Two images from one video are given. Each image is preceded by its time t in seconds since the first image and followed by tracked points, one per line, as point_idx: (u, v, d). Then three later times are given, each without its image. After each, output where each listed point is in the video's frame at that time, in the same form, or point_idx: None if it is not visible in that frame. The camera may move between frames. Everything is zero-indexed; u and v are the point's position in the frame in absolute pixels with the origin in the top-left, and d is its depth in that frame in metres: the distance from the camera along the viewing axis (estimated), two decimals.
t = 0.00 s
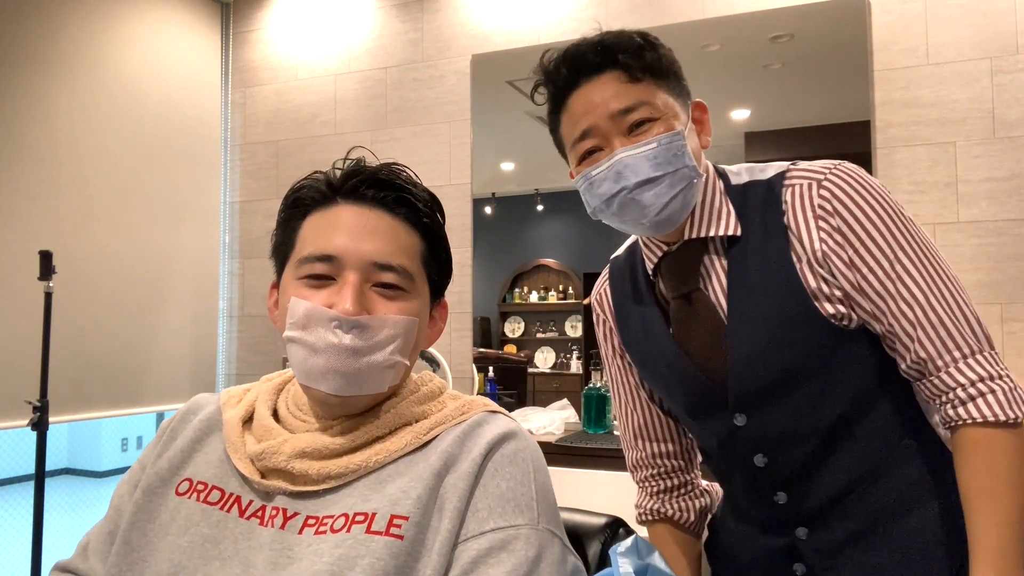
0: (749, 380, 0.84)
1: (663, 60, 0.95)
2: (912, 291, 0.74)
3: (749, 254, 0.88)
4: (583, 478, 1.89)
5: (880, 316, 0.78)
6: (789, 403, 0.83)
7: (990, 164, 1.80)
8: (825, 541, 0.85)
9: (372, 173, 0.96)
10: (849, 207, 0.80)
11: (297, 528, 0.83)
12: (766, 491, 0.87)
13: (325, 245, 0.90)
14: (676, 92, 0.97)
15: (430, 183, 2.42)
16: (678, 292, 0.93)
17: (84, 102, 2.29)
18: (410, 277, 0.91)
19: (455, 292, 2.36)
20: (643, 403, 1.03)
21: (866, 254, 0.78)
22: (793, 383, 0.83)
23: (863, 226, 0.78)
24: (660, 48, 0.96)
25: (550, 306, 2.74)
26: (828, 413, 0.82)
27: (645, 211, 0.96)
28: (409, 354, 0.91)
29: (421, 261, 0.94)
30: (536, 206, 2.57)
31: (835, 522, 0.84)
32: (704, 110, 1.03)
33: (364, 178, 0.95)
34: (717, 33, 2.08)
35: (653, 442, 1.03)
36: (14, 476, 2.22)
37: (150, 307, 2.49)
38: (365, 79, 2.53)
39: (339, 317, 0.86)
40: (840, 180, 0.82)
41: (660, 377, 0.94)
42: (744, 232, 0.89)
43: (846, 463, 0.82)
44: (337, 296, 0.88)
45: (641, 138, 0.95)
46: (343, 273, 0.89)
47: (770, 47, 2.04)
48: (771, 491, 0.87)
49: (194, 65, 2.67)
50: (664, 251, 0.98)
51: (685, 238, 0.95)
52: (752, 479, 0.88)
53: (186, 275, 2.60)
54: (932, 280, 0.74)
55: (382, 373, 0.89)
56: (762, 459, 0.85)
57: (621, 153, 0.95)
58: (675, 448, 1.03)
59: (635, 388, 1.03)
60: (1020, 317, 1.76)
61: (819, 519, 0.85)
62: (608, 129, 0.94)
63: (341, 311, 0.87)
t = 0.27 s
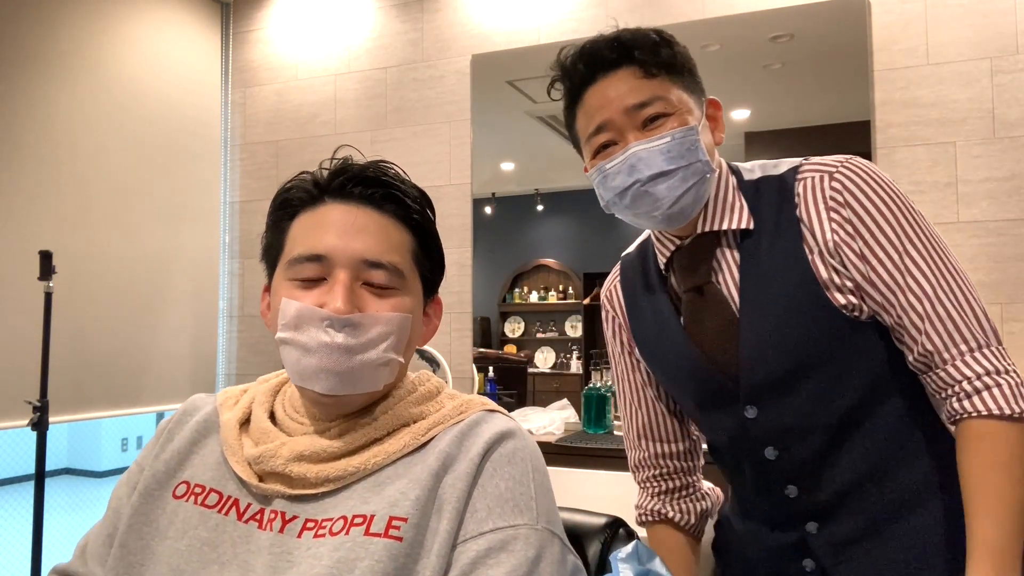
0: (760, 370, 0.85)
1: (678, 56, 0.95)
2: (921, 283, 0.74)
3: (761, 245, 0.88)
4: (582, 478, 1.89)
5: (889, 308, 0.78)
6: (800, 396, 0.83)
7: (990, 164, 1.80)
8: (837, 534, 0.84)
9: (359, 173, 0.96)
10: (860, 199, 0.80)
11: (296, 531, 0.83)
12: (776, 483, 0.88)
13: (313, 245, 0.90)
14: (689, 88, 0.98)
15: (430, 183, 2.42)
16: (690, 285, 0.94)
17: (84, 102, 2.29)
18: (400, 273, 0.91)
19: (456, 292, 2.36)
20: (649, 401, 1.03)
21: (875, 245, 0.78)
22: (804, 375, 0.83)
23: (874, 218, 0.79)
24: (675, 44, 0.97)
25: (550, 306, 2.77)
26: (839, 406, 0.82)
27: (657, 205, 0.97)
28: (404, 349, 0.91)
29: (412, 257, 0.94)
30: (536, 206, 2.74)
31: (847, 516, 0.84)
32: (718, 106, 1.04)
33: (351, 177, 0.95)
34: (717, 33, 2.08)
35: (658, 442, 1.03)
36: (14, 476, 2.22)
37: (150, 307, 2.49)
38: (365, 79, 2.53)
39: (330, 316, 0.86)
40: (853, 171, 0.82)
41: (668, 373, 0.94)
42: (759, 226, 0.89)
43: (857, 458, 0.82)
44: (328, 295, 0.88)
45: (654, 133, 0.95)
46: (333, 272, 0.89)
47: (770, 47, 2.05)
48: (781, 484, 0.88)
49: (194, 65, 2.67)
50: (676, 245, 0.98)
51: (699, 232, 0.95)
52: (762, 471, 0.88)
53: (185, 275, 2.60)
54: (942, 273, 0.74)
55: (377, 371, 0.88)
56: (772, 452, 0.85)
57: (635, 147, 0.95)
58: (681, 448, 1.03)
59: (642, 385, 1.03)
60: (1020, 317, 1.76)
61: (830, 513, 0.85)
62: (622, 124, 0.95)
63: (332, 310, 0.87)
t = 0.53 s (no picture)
0: (769, 360, 0.85)
1: (695, 56, 0.99)
2: (931, 280, 0.75)
3: (775, 238, 0.88)
4: (582, 478, 1.89)
5: (899, 304, 0.78)
6: (811, 387, 0.83)
7: (989, 164, 1.80)
8: (844, 529, 0.84)
9: (351, 169, 0.96)
10: (872, 196, 0.81)
11: (296, 533, 0.83)
12: (784, 476, 0.87)
13: (306, 239, 0.90)
14: (706, 86, 1.01)
15: (430, 183, 2.41)
16: (702, 278, 0.94)
17: (84, 103, 2.29)
18: (394, 263, 0.91)
19: (456, 292, 2.36)
20: (662, 397, 1.03)
21: (887, 242, 0.79)
22: (813, 367, 0.83)
23: (887, 214, 0.79)
24: (690, 44, 1.00)
25: (550, 306, 2.76)
26: (849, 397, 0.82)
27: (672, 198, 0.98)
28: (399, 339, 0.91)
29: (404, 248, 0.94)
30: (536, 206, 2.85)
31: (853, 510, 0.84)
32: (732, 106, 1.07)
33: (343, 173, 0.96)
34: (717, 33, 2.08)
35: (671, 438, 1.03)
36: (14, 476, 2.22)
37: (150, 307, 2.49)
38: (365, 79, 2.52)
39: (322, 304, 0.87)
40: (866, 169, 0.83)
41: (679, 366, 0.94)
42: (772, 221, 0.89)
43: (867, 451, 0.82)
44: (320, 285, 0.88)
45: (669, 127, 0.98)
46: (325, 263, 0.90)
47: (770, 47, 2.04)
48: (788, 477, 0.87)
49: (194, 65, 2.67)
50: (690, 240, 0.99)
51: (712, 226, 0.95)
52: (769, 464, 0.88)
53: (185, 275, 2.60)
54: (953, 270, 0.75)
55: (373, 359, 0.88)
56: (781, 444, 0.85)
57: (650, 141, 0.97)
58: (694, 445, 1.02)
59: (656, 380, 1.03)
60: (1020, 317, 1.76)
61: (837, 508, 0.85)
62: (638, 119, 0.98)
63: (324, 299, 0.87)
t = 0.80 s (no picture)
0: (774, 346, 0.85)
1: (718, 48, 1.00)
2: (940, 273, 0.75)
3: (785, 229, 0.88)
4: (583, 479, 1.89)
5: (907, 296, 0.78)
6: (813, 374, 0.83)
7: (989, 164, 1.80)
8: (837, 520, 0.84)
9: (354, 167, 0.96)
10: (885, 188, 0.81)
11: (297, 533, 0.83)
12: (781, 463, 0.87)
13: (311, 234, 0.90)
14: (726, 77, 1.01)
15: (430, 183, 2.41)
16: (711, 264, 0.93)
17: (84, 102, 2.29)
18: (397, 258, 0.91)
19: (456, 292, 2.36)
20: (668, 387, 1.03)
21: (897, 233, 0.79)
22: (817, 354, 0.83)
23: (900, 207, 0.79)
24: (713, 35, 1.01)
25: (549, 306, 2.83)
26: (853, 383, 0.81)
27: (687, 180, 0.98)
28: (402, 334, 0.90)
29: (407, 245, 0.94)
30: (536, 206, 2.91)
31: (848, 502, 0.83)
32: (752, 98, 1.06)
33: (347, 171, 0.96)
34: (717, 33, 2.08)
35: (676, 429, 1.03)
36: (14, 476, 2.22)
37: (149, 307, 2.48)
38: (365, 79, 2.52)
39: (325, 298, 0.87)
40: (879, 162, 0.83)
41: (688, 353, 0.94)
42: (783, 211, 0.89)
43: (866, 443, 0.81)
44: (323, 279, 0.88)
45: (689, 112, 0.98)
46: (329, 258, 0.90)
47: (770, 47, 2.05)
48: (786, 464, 0.87)
49: (194, 65, 2.67)
50: (703, 226, 0.98)
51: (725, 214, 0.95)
52: (768, 450, 0.88)
53: (185, 275, 2.60)
54: (962, 266, 0.75)
55: (375, 351, 0.88)
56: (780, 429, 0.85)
57: (670, 124, 0.98)
58: (698, 436, 1.02)
59: (660, 371, 1.03)
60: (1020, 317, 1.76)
61: (833, 498, 0.84)
62: (659, 104, 0.99)
63: (327, 292, 0.88)
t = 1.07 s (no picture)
0: (773, 335, 0.85)
1: (734, 42, 1.00)
2: (939, 271, 0.75)
3: (790, 223, 0.88)
4: (582, 479, 1.89)
5: (906, 293, 0.78)
6: (811, 364, 0.83)
7: (990, 164, 1.80)
8: (829, 513, 0.83)
9: (355, 169, 0.96)
10: (890, 185, 0.81)
11: (295, 534, 0.83)
12: (774, 454, 0.87)
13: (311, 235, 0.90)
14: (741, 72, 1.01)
15: (430, 183, 2.41)
16: (715, 253, 0.93)
17: (85, 102, 2.29)
18: (398, 260, 0.91)
19: (456, 292, 2.36)
20: (671, 374, 1.04)
21: (899, 230, 0.79)
22: (814, 345, 0.83)
23: (904, 204, 0.79)
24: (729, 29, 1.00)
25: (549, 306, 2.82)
26: (851, 374, 0.81)
27: (696, 168, 0.98)
28: (402, 336, 0.91)
29: (408, 247, 0.94)
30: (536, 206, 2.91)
31: (842, 496, 0.83)
32: (766, 94, 1.06)
33: (347, 173, 0.96)
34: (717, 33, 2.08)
35: (676, 412, 1.04)
36: (14, 476, 2.22)
37: (149, 307, 2.49)
38: (365, 79, 2.53)
39: (326, 300, 0.87)
40: (886, 161, 0.83)
41: (689, 340, 0.94)
42: (790, 205, 0.89)
43: (859, 437, 0.81)
44: (323, 280, 0.89)
45: (701, 102, 0.98)
46: (330, 259, 0.90)
47: (771, 47, 2.04)
48: (779, 455, 0.87)
49: (194, 65, 2.67)
50: (710, 217, 0.99)
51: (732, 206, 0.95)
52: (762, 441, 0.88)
53: (185, 275, 2.60)
54: (964, 265, 0.75)
55: (375, 354, 0.88)
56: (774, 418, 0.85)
57: (681, 113, 0.98)
58: (699, 420, 1.04)
59: (664, 358, 1.05)
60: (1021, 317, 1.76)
61: (823, 488, 0.84)
62: (673, 92, 0.99)
63: (328, 294, 0.88)
